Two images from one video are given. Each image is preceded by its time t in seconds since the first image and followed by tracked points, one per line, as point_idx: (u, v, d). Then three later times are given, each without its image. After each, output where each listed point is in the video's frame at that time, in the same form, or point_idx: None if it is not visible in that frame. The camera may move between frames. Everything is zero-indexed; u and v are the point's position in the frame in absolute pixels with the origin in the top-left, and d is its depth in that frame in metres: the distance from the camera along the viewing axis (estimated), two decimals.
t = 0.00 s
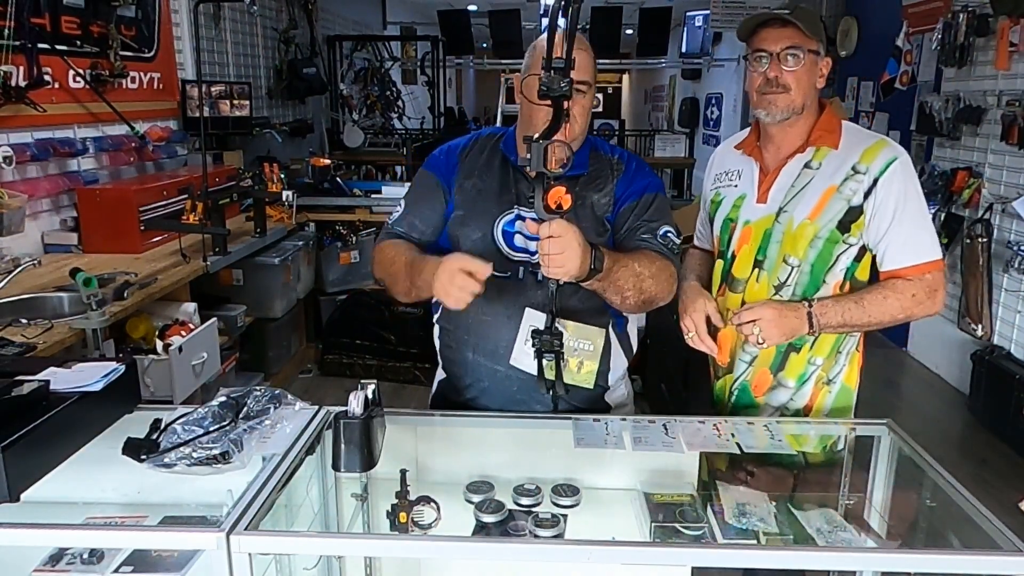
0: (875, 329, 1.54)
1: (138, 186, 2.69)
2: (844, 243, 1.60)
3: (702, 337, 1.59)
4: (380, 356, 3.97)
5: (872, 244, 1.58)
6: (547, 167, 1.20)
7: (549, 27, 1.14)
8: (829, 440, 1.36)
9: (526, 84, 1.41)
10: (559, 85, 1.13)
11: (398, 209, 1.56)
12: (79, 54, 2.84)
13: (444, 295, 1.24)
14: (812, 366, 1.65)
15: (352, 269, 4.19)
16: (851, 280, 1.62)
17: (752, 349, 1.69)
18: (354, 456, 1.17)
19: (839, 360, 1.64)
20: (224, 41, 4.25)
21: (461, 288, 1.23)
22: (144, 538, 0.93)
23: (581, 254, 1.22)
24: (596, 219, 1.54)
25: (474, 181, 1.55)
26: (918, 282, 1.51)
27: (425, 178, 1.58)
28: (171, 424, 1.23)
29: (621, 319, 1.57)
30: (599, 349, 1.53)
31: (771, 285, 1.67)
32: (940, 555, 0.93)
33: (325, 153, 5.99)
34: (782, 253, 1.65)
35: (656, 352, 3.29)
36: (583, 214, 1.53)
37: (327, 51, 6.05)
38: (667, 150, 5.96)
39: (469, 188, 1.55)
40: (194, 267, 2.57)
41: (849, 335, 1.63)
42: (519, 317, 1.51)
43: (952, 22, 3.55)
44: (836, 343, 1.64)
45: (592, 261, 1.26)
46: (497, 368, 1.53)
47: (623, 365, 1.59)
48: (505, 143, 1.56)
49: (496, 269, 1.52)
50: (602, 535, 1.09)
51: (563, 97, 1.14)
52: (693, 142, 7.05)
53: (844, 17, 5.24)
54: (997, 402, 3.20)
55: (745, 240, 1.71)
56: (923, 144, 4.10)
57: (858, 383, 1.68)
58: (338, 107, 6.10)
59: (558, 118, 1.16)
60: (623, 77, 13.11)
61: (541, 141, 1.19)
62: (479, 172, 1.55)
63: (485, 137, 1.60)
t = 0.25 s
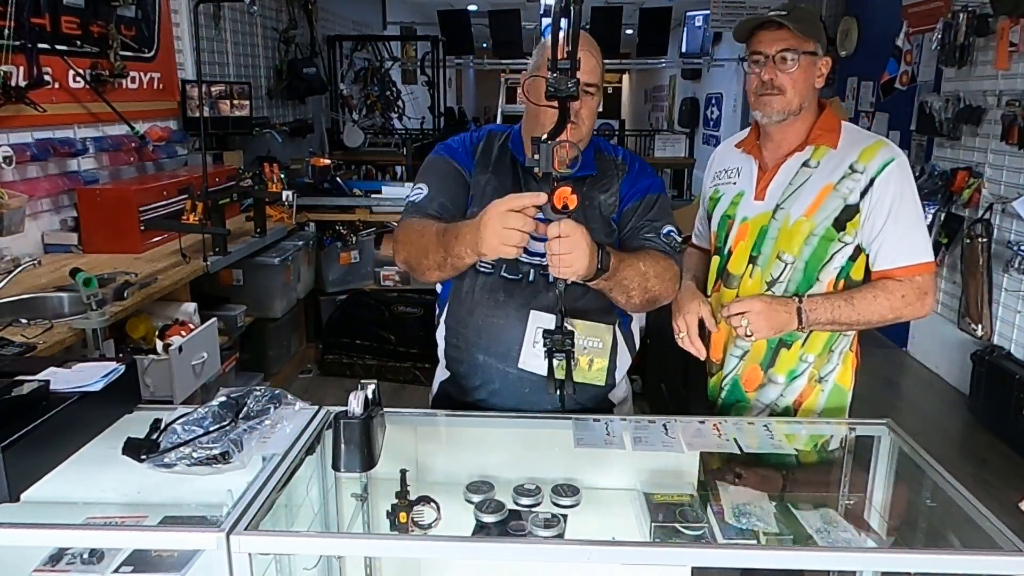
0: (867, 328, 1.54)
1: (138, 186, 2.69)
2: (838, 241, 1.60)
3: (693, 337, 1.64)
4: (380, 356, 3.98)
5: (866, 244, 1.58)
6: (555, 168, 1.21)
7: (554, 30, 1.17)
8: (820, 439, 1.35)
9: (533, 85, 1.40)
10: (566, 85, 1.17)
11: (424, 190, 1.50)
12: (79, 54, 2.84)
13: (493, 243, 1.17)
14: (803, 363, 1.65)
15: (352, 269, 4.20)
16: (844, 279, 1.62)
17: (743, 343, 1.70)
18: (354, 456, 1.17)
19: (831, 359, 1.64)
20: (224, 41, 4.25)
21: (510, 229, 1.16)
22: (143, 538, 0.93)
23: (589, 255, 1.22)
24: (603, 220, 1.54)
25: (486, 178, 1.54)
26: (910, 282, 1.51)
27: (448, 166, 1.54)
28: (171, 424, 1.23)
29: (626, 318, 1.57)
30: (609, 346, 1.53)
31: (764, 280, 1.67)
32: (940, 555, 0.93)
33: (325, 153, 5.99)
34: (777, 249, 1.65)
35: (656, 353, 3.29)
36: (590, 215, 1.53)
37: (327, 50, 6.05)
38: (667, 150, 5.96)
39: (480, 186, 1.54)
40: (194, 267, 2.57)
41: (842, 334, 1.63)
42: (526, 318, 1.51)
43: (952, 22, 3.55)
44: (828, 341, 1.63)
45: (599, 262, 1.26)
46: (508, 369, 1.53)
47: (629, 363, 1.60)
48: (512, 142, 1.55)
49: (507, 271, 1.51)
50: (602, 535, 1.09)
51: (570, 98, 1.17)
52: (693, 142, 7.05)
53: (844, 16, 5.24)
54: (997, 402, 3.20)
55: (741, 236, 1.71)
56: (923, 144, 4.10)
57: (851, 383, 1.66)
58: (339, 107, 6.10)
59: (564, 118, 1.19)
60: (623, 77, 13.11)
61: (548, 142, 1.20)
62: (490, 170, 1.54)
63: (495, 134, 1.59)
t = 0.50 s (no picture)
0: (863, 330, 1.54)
1: (138, 186, 2.69)
2: (834, 241, 1.59)
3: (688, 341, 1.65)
4: (380, 356, 3.98)
5: (862, 244, 1.57)
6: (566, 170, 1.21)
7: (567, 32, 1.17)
8: (817, 439, 1.35)
9: (539, 87, 1.39)
10: (580, 89, 1.16)
11: (430, 194, 1.49)
12: (79, 54, 2.84)
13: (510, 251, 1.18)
14: (799, 363, 1.65)
15: (353, 269, 4.20)
16: (841, 278, 1.61)
17: (739, 343, 1.70)
18: (354, 456, 1.17)
19: (828, 359, 1.64)
20: (224, 41, 4.25)
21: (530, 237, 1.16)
22: (143, 538, 0.93)
23: (598, 258, 1.23)
24: (607, 220, 1.53)
25: (489, 179, 1.54)
26: (906, 283, 1.50)
27: (451, 167, 1.53)
28: (171, 424, 1.23)
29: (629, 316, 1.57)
30: (615, 348, 1.54)
31: (760, 280, 1.67)
32: (940, 555, 0.93)
33: (325, 153, 5.99)
34: (772, 249, 1.65)
35: (656, 353, 3.29)
36: (595, 215, 1.52)
37: (327, 51, 6.05)
38: (667, 150, 5.96)
39: (484, 186, 1.54)
40: (194, 267, 2.57)
41: (838, 334, 1.63)
42: (532, 320, 1.51)
43: (952, 22, 3.55)
44: (825, 342, 1.63)
45: (608, 264, 1.26)
46: (514, 370, 1.53)
47: (632, 362, 1.60)
48: (514, 143, 1.55)
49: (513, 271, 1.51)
50: (602, 534, 1.09)
51: (584, 102, 1.17)
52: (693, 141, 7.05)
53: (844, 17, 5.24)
54: (996, 402, 3.21)
55: (738, 236, 1.72)
56: (923, 144, 4.10)
57: (848, 385, 1.66)
58: (339, 107, 6.10)
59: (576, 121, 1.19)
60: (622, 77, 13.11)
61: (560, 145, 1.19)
62: (494, 171, 1.54)
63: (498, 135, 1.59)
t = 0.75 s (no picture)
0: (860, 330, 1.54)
1: (138, 186, 2.69)
2: (830, 241, 1.59)
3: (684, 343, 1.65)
4: (380, 356, 3.98)
5: (858, 243, 1.57)
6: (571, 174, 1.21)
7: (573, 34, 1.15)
8: (814, 440, 1.34)
9: (541, 87, 1.39)
10: (585, 93, 1.16)
11: (431, 194, 1.49)
12: (79, 54, 2.84)
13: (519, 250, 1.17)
14: (796, 364, 1.65)
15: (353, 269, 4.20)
16: (838, 278, 1.60)
17: (736, 344, 1.70)
18: (354, 456, 1.17)
19: (825, 360, 1.64)
20: (224, 41, 4.25)
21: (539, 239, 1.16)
22: (143, 538, 0.93)
23: (601, 261, 1.22)
24: (607, 220, 1.53)
25: (489, 179, 1.53)
26: (903, 282, 1.50)
27: (450, 166, 1.53)
28: (171, 424, 1.23)
29: (628, 316, 1.57)
30: (617, 349, 1.54)
31: (757, 280, 1.67)
32: (940, 555, 0.93)
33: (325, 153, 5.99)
34: (768, 248, 1.65)
35: (656, 353, 3.29)
36: (595, 216, 1.52)
37: (327, 51, 6.05)
38: (667, 150, 5.96)
39: (485, 186, 1.53)
40: (194, 267, 2.57)
41: (835, 335, 1.62)
42: (535, 320, 1.51)
43: (952, 22, 3.55)
44: (822, 342, 1.63)
45: (611, 265, 1.26)
46: (516, 370, 1.53)
47: (630, 362, 1.61)
48: (515, 143, 1.56)
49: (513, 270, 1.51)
50: (602, 534, 1.09)
51: (590, 105, 1.17)
52: (693, 141, 7.05)
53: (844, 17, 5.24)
54: (996, 402, 3.21)
55: (735, 236, 1.72)
56: (923, 144, 4.10)
57: (845, 384, 1.66)
58: (338, 107, 6.10)
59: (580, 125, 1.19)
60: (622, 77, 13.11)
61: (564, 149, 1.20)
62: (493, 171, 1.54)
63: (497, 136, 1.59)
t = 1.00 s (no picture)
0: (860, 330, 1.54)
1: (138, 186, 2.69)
2: (829, 240, 1.59)
3: (680, 345, 1.62)
4: (380, 356, 3.98)
5: (857, 242, 1.57)
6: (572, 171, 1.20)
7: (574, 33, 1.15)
8: (812, 441, 1.34)
9: (540, 87, 1.40)
10: (587, 91, 1.17)
11: (416, 209, 1.50)
12: (79, 54, 2.84)
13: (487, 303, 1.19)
14: (795, 364, 1.65)
15: (352, 269, 4.20)
16: (837, 278, 1.60)
17: (734, 344, 1.71)
18: (354, 456, 1.17)
19: (823, 360, 1.64)
20: (224, 41, 4.25)
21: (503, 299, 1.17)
22: (143, 538, 0.93)
23: (602, 259, 1.22)
24: (606, 219, 1.53)
25: (484, 180, 1.53)
26: (902, 281, 1.50)
27: (438, 173, 1.53)
28: (171, 424, 1.23)
29: (627, 316, 1.57)
30: (619, 349, 1.54)
31: (755, 280, 1.67)
32: (940, 555, 0.93)
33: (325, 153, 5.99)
34: (767, 248, 1.65)
35: (656, 353, 3.29)
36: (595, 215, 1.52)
37: (327, 50, 6.05)
38: (667, 150, 5.96)
39: (479, 188, 1.53)
40: (194, 267, 2.57)
41: (834, 335, 1.63)
42: (535, 321, 1.52)
43: (952, 22, 3.55)
44: (820, 342, 1.63)
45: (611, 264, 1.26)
46: (516, 370, 1.53)
47: (630, 361, 1.61)
48: (512, 142, 1.55)
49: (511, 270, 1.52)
50: (602, 535, 1.09)
51: (591, 104, 1.17)
52: (693, 141, 7.05)
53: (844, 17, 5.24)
54: (996, 402, 3.20)
55: (733, 236, 1.72)
56: (922, 144, 4.10)
57: (843, 385, 1.66)
58: (338, 107, 6.10)
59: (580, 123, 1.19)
60: (623, 77, 13.11)
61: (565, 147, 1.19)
62: (489, 171, 1.54)
63: (493, 136, 1.59)
